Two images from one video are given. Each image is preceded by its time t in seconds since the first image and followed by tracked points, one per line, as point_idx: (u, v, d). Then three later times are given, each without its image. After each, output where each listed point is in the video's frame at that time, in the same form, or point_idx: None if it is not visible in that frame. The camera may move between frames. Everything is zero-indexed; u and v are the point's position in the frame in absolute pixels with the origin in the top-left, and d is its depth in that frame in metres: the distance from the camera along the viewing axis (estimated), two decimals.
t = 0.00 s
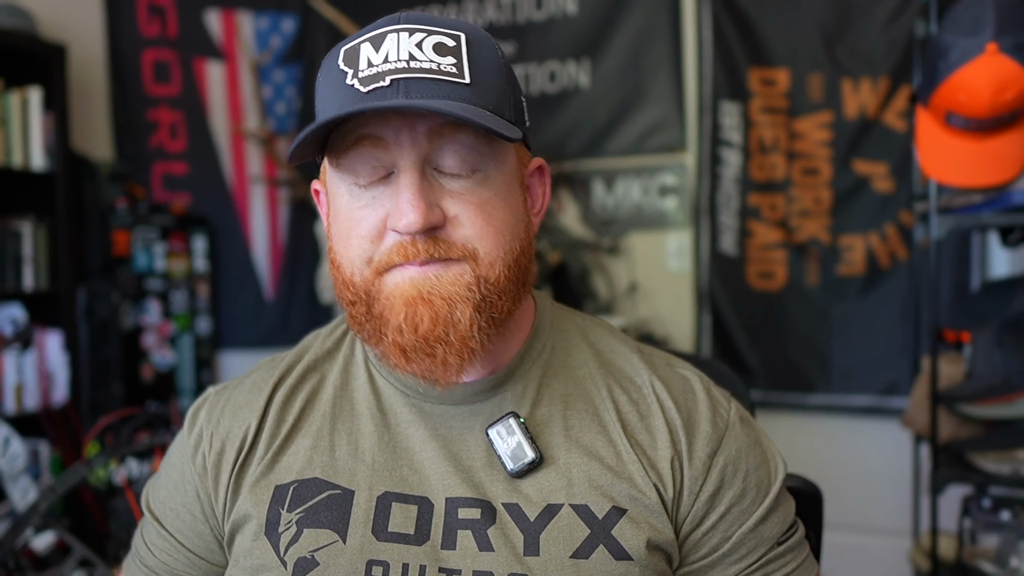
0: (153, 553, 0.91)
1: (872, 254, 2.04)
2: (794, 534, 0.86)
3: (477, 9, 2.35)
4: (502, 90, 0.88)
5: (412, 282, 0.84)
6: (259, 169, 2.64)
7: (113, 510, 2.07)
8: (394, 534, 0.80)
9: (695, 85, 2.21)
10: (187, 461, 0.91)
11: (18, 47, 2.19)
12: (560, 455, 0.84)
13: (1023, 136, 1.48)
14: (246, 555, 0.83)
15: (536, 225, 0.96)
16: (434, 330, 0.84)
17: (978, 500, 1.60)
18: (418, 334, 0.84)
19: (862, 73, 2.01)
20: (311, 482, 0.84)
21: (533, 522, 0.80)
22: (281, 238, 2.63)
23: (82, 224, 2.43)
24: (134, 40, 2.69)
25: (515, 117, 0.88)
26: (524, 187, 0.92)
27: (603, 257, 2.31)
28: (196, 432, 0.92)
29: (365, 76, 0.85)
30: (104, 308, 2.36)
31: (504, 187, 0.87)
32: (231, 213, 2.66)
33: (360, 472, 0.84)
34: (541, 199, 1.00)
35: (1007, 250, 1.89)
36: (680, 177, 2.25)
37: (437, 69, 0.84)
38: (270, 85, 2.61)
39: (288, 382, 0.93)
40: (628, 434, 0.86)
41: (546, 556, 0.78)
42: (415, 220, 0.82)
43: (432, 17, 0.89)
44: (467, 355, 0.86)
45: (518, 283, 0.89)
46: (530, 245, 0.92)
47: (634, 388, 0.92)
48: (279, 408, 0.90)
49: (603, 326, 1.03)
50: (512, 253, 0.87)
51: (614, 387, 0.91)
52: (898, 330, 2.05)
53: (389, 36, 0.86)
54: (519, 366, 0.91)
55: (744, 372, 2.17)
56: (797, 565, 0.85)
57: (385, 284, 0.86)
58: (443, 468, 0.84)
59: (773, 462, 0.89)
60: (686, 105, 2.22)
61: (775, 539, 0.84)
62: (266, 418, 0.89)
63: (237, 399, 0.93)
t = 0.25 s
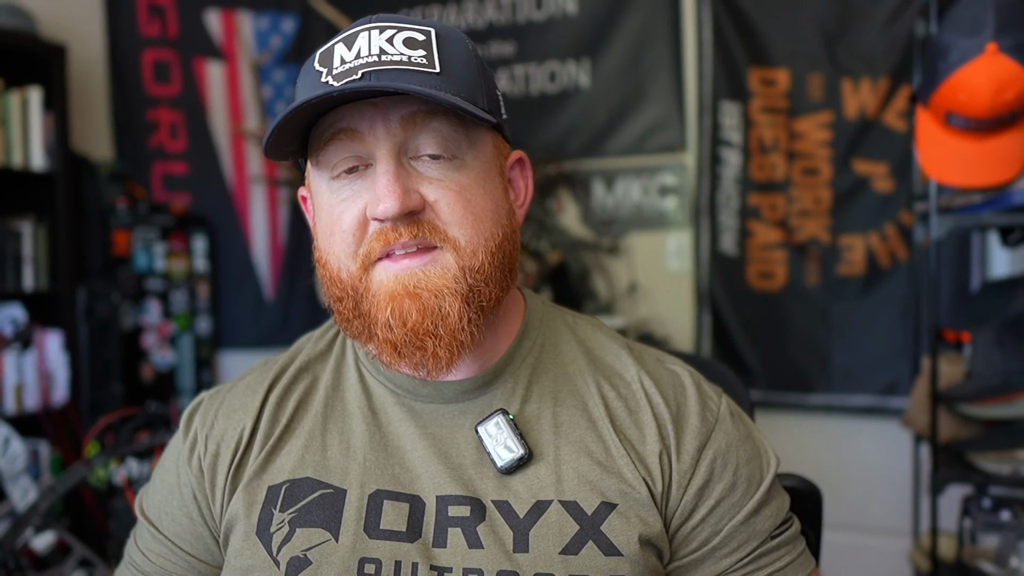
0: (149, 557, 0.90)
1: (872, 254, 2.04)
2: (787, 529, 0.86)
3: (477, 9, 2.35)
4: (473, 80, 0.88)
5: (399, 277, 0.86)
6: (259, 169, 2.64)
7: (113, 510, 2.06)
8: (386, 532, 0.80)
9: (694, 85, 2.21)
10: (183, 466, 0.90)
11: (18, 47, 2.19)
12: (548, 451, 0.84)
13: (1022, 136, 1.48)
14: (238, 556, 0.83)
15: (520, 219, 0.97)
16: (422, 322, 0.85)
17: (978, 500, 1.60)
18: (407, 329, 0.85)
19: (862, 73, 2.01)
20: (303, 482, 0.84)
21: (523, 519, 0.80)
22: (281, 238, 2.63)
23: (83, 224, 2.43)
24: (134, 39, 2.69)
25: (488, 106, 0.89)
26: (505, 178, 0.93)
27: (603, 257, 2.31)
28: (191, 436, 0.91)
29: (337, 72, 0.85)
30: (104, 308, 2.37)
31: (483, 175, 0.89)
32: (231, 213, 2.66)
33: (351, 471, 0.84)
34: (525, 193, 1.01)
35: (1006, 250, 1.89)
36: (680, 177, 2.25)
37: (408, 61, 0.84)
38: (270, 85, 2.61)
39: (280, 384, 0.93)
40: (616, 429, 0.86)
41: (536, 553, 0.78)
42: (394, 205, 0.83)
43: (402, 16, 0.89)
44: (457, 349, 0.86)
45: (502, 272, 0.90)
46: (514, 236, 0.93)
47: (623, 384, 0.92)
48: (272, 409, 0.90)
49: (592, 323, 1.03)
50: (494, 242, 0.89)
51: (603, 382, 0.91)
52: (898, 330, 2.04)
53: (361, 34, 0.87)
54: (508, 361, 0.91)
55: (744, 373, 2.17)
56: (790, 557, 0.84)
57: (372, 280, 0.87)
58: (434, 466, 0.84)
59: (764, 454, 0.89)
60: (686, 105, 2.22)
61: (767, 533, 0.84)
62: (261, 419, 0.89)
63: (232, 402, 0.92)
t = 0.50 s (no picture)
0: (143, 561, 0.91)
1: (872, 254, 2.04)
2: (778, 525, 0.86)
3: (477, 9, 2.35)
4: (466, 82, 0.88)
5: (400, 280, 0.86)
6: (259, 169, 2.65)
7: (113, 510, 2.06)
8: (377, 533, 0.80)
9: (694, 85, 2.21)
10: (175, 470, 0.90)
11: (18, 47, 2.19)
12: (540, 450, 0.84)
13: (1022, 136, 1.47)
14: (230, 558, 0.83)
15: (511, 218, 0.97)
16: (422, 324, 0.85)
17: (978, 500, 1.60)
18: (408, 331, 0.85)
19: (862, 73, 2.01)
20: (293, 484, 0.84)
21: (514, 518, 0.80)
22: (281, 238, 2.64)
23: (83, 225, 2.41)
24: (134, 40, 2.69)
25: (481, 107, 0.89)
26: (496, 177, 0.93)
27: (603, 257, 2.31)
28: (182, 441, 0.91)
29: (330, 73, 0.85)
30: (104, 308, 2.37)
31: (477, 175, 0.89)
32: (231, 213, 2.67)
33: (342, 472, 0.84)
34: (514, 192, 1.01)
35: (1006, 250, 1.89)
36: (680, 177, 2.25)
37: (401, 62, 0.85)
38: (270, 85, 2.61)
39: (271, 387, 0.93)
40: (607, 428, 0.86)
41: (528, 552, 0.78)
42: (392, 207, 0.83)
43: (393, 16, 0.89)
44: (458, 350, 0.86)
45: (497, 273, 0.90)
46: (506, 236, 0.94)
47: (613, 382, 0.92)
48: (263, 413, 0.89)
49: (584, 322, 1.03)
50: (489, 241, 0.89)
51: (593, 380, 0.91)
52: (898, 330, 2.04)
53: (353, 35, 0.87)
54: (500, 361, 0.91)
55: (745, 373, 2.17)
56: (782, 553, 0.84)
57: (371, 283, 0.87)
58: (425, 466, 0.84)
59: (755, 451, 0.89)
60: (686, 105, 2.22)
61: (758, 529, 0.83)
62: (251, 423, 0.89)
63: (223, 407, 0.92)
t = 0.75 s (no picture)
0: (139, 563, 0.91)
1: (872, 254, 2.04)
2: (773, 522, 0.86)
3: (477, 9, 2.35)
4: (460, 84, 0.88)
5: (388, 274, 0.85)
6: (259, 169, 2.65)
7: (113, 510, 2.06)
8: (371, 533, 0.80)
9: (694, 85, 2.21)
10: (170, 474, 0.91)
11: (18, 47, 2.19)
12: (533, 449, 0.84)
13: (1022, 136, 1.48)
14: (225, 561, 0.83)
15: (503, 218, 0.97)
16: (414, 321, 0.85)
17: (978, 500, 1.60)
18: (400, 328, 0.85)
19: (862, 73, 2.01)
20: (288, 486, 0.84)
21: (508, 517, 0.80)
22: (281, 238, 2.64)
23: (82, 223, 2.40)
24: (134, 39, 2.69)
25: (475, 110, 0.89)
26: (488, 177, 0.93)
27: (604, 257, 2.31)
28: (177, 445, 0.91)
29: (323, 75, 0.85)
30: (104, 308, 2.36)
31: (469, 176, 0.89)
32: (231, 214, 2.67)
33: (336, 474, 0.84)
34: (506, 192, 1.02)
35: (1006, 250, 1.89)
36: (680, 177, 2.25)
37: (394, 63, 0.85)
38: (270, 85, 2.61)
39: (265, 390, 0.93)
40: (600, 427, 0.86)
41: (522, 551, 0.78)
42: (385, 207, 0.83)
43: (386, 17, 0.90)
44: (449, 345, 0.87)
45: (489, 272, 0.90)
46: (498, 235, 0.94)
47: (607, 381, 0.92)
48: (257, 416, 0.89)
49: (577, 321, 1.03)
50: (481, 241, 0.89)
51: (587, 379, 0.91)
52: (898, 330, 2.04)
53: (346, 36, 0.87)
54: (492, 361, 0.91)
55: (745, 373, 2.17)
56: (777, 550, 0.84)
57: (362, 282, 0.87)
58: (419, 466, 0.84)
59: (749, 448, 0.89)
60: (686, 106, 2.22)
61: (753, 527, 0.83)
62: (245, 426, 0.89)
63: (217, 410, 0.92)
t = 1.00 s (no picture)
0: (137, 561, 0.92)
1: (872, 253, 2.04)
2: (775, 515, 0.85)
3: (477, 9, 2.35)
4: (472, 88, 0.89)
5: (401, 282, 0.85)
6: (259, 169, 2.65)
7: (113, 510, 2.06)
8: (374, 530, 0.80)
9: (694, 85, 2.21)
10: (168, 472, 0.91)
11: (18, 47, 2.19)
12: (536, 445, 0.84)
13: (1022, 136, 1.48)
14: (228, 559, 0.83)
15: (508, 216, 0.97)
16: (427, 326, 0.85)
17: (978, 500, 1.60)
18: (412, 332, 0.85)
19: (862, 73, 2.01)
20: (290, 484, 0.84)
21: (511, 512, 0.80)
22: (281, 237, 2.64)
23: (82, 223, 2.41)
24: (134, 40, 2.69)
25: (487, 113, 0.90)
26: (496, 180, 0.93)
27: (603, 257, 2.31)
28: (175, 442, 0.92)
29: (338, 77, 0.85)
30: (104, 308, 2.37)
31: (479, 181, 0.89)
32: (231, 213, 2.67)
33: (338, 472, 0.84)
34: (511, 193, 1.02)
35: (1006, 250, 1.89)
36: (680, 177, 2.25)
37: (409, 67, 0.85)
38: (270, 86, 2.61)
39: (265, 388, 0.93)
40: (602, 421, 0.86)
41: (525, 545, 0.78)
42: (403, 217, 0.83)
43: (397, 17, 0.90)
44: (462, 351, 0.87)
45: (497, 276, 0.90)
46: (505, 236, 0.94)
47: (608, 378, 0.92)
48: (257, 414, 0.89)
49: (579, 320, 1.03)
50: (490, 244, 0.89)
51: (588, 375, 0.91)
52: (898, 329, 2.04)
53: (359, 37, 0.86)
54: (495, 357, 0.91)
55: (745, 373, 2.17)
56: (780, 540, 0.84)
57: (375, 287, 0.86)
58: (422, 463, 0.84)
59: (750, 442, 0.89)
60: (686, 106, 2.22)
61: (754, 519, 0.83)
62: (245, 424, 0.89)
63: (215, 408, 0.92)
